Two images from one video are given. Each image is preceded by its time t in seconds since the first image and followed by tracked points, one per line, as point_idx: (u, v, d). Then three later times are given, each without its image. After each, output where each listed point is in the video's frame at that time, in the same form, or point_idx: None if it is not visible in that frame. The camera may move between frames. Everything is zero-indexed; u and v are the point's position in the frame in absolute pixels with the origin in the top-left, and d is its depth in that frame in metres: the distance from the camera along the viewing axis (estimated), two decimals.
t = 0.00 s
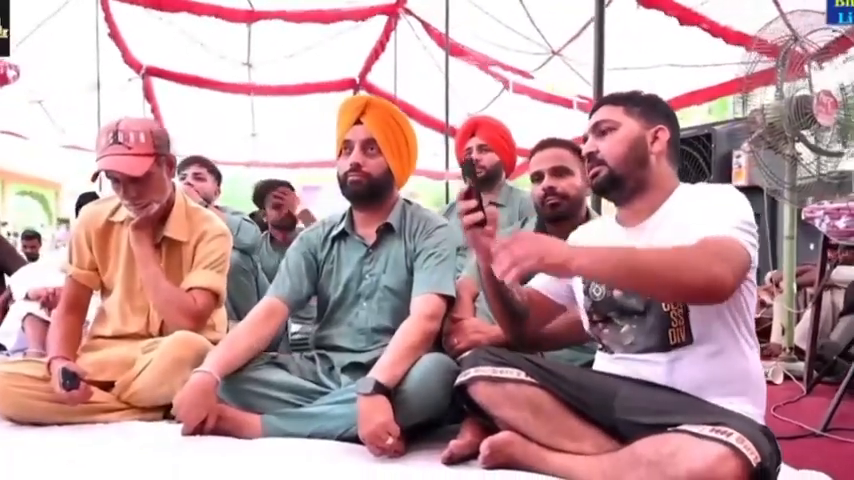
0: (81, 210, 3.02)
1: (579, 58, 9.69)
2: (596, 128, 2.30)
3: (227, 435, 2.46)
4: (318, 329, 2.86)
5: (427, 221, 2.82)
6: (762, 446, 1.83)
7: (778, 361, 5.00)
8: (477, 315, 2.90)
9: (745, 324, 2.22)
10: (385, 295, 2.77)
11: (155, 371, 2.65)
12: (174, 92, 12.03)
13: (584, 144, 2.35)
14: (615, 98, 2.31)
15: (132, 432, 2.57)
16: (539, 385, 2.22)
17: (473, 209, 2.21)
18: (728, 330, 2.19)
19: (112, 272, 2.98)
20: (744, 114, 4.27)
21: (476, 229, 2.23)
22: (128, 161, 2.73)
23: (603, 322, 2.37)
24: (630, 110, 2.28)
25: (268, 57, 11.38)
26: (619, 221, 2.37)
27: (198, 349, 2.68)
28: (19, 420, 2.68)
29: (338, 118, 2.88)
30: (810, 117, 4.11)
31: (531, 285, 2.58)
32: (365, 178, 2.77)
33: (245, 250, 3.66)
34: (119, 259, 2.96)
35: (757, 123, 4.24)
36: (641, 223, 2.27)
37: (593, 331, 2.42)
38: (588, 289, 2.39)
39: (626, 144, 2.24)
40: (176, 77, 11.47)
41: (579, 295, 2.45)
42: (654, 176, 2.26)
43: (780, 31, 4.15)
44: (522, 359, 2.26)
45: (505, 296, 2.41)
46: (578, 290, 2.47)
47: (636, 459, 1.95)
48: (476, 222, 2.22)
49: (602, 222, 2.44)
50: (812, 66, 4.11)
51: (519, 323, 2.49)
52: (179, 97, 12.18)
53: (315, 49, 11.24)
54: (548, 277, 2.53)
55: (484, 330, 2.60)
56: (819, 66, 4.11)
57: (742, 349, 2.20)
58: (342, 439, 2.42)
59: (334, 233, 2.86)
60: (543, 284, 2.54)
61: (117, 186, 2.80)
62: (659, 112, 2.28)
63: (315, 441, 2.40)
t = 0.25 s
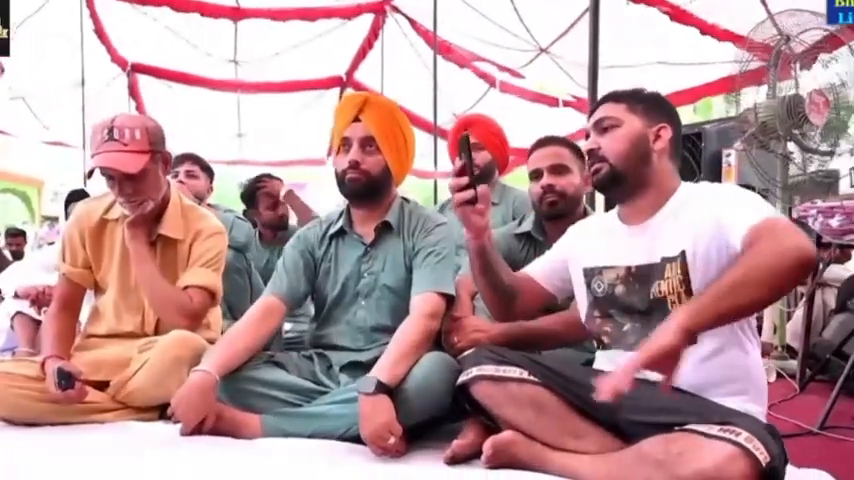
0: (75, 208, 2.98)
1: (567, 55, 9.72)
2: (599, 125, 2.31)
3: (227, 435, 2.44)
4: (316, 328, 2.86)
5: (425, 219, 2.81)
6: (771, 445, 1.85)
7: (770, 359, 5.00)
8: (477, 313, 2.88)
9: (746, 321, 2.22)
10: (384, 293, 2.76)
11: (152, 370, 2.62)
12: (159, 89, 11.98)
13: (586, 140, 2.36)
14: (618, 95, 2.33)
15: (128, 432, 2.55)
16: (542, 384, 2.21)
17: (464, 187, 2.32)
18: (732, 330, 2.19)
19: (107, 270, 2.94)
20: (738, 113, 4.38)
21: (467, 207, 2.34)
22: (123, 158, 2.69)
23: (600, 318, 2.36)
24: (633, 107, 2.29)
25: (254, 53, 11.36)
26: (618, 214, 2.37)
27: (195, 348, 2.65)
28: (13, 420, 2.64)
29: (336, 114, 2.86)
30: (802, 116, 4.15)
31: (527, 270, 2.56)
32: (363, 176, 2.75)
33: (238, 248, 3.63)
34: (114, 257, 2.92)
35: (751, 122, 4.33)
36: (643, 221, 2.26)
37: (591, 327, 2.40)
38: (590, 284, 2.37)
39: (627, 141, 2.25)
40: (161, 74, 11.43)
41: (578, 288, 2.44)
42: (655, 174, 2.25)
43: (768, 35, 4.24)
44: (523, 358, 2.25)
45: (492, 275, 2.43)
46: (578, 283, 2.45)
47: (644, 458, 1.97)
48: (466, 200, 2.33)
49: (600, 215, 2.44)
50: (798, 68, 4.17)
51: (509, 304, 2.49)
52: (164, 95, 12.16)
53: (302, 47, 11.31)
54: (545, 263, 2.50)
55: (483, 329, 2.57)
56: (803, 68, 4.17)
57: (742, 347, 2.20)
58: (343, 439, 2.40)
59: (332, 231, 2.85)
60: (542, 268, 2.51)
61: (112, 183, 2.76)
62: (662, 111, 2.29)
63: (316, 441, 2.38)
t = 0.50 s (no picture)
0: (69, 205, 2.94)
1: (555, 52, 9.76)
2: (618, 119, 2.43)
3: (226, 436, 2.40)
4: (314, 328, 2.84)
5: (425, 218, 2.79)
6: (781, 445, 1.87)
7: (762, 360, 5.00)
8: (478, 312, 2.86)
9: (753, 317, 2.22)
10: (383, 292, 2.74)
11: (148, 370, 2.59)
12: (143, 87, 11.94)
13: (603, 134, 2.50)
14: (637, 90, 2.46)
15: (125, 433, 2.51)
16: (547, 383, 2.20)
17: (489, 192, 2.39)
18: (735, 328, 2.19)
19: (101, 269, 2.90)
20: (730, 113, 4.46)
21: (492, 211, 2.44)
22: (118, 155, 2.65)
23: (609, 314, 2.36)
24: (652, 104, 2.41)
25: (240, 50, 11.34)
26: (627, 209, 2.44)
27: (192, 347, 2.61)
28: (6, 421, 2.60)
29: (335, 112, 2.86)
30: (795, 115, 4.29)
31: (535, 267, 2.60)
32: (363, 174, 2.74)
33: (233, 247, 3.61)
34: (108, 255, 2.89)
35: (743, 122, 4.41)
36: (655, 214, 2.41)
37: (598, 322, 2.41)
38: (597, 280, 2.38)
39: (645, 136, 2.38)
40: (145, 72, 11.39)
41: (585, 282, 2.45)
42: (669, 171, 2.40)
43: (759, 36, 4.38)
44: (528, 357, 2.24)
45: (507, 274, 2.52)
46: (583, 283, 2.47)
47: (652, 457, 1.98)
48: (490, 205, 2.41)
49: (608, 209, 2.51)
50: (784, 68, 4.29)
51: (521, 303, 2.56)
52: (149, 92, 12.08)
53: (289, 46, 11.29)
54: (551, 261, 2.52)
55: (484, 328, 2.55)
56: (789, 69, 4.31)
57: (749, 343, 2.20)
58: (344, 439, 2.37)
59: (330, 230, 2.83)
60: (547, 266, 2.53)
61: (108, 181, 2.73)
62: (681, 112, 2.42)
63: (318, 441, 2.35)
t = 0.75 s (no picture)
0: (65, 203, 2.91)
1: (544, 50, 9.79)
2: (621, 116, 2.39)
3: (228, 436, 2.38)
4: (314, 327, 2.82)
5: (426, 217, 2.78)
6: (792, 443, 1.87)
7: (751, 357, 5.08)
8: (480, 311, 2.87)
9: (756, 312, 2.17)
10: (385, 292, 2.73)
11: (147, 370, 2.56)
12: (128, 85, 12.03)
13: (606, 131, 2.46)
14: (639, 87, 2.42)
15: (125, 433, 2.49)
16: (551, 382, 2.18)
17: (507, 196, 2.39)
18: (735, 323, 2.15)
19: (99, 267, 2.88)
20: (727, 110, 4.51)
21: (506, 214, 2.42)
22: (117, 152, 2.62)
23: (608, 310, 2.33)
24: (656, 103, 2.38)
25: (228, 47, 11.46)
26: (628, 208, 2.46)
27: (192, 347, 2.59)
28: (3, 422, 2.57)
29: (336, 111, 2.84)
30: (789, 115, 4.33)
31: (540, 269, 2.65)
32: (364, 172, 2.72)
33: (229, 245, 3.59)
34: (106, 254, 2.86)
35: (738, 121, 4.46)
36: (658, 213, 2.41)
37: (599, 319, 2.36)
38: (597, 276, 2.38)
39: (648, 135, 2.35)
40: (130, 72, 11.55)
41: (587, 281, 2.43)
42: (672, 170, 2.38)
43: (750, 37, 4.40)
44: (532, 356, 2.23)
45: (519, 276, 2.52)
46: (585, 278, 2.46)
47: (661, 456, 1.97)
48: (507, 207, 2.39)
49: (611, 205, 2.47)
50: (773, 66, 4.32)
51: (531, 307, 2.59)
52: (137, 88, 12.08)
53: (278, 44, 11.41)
54: (557, 261, 2.58)
55: (488, 328, 2.56)
56: (781, 67, 4.34)
57: (750, 338, 2.15)
58: (347, 440, 2.35)
59: (330, 228, 2.81)
60: (554, 266, 2.58)
61: (106, 178, 2.70)
62: (686, 111, 2.39)
63: (321, 442, 2.34)
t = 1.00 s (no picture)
0: (64, 200, 2.87)
1: (534, 47, 9.85)
2: (623, 116, 2.35)
3: (231, 436, 2.35)
4: (316, 326, 2.80)
5: (429, 215, 2.75)
6: (809, 441, 1.86)
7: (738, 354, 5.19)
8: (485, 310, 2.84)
9: (762, 307, 2.15)
10: (387, 290, 2.70)
11: (149, 370, 2.53)
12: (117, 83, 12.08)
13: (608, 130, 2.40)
14: (640, 86, 2.37)
15: (126, 433, 2.45)
16: (560, 382, 2.17)
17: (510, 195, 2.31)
18: (742, 318, 2.12)
19: (97, 266, 2.84)
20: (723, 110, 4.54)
21: (509, 214, 2.34)
22: (118, 149, 2.59)
23: (613, 309, 2.30)
24: (657, 102, 2.33)
25: (218, 45, 11.58)
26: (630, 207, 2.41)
27: (193, 346, 2.55)
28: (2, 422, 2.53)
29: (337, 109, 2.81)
30: (786, 115, 4.37)
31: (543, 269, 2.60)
32: (365, 170, 2.69)
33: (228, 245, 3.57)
34: (105, 252, 2.83)
35: (734, 120, 4.49)
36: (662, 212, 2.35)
37: (604, 319, 2.33)
38: (601, 276, 2.35)
39: (651, 133, 2.30)
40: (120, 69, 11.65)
41: (590, 281, 2.41)
42: (676, 168, 2.33)
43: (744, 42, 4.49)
44: (541, 355, 2.22)
45: (523, 277, 2.46)
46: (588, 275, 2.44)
47: (674, 455, 1.96)
48: (510, 207, 2.32)
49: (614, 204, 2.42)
50: (766, 68, 4.39)
51: (535, 308, 2.52)
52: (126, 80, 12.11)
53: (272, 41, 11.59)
54: (559, 260, 2.53)
55: (494, 326, 2.55)
56: (769, 69, 4.40)
57: (757, 332, 2.12)
58: (352, 440, 2.32)
59: (333, 227, 2.79)
60: (557, 266, 2.53)
61: (106, 176, 2.67)
62: (687, 108, 2.33)
63: (326, 442, 2.31)
